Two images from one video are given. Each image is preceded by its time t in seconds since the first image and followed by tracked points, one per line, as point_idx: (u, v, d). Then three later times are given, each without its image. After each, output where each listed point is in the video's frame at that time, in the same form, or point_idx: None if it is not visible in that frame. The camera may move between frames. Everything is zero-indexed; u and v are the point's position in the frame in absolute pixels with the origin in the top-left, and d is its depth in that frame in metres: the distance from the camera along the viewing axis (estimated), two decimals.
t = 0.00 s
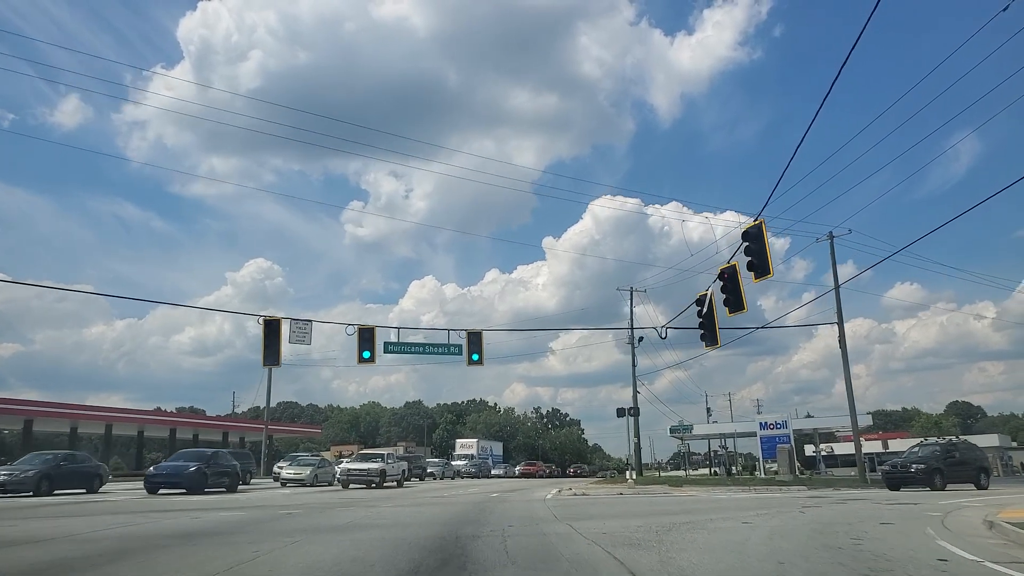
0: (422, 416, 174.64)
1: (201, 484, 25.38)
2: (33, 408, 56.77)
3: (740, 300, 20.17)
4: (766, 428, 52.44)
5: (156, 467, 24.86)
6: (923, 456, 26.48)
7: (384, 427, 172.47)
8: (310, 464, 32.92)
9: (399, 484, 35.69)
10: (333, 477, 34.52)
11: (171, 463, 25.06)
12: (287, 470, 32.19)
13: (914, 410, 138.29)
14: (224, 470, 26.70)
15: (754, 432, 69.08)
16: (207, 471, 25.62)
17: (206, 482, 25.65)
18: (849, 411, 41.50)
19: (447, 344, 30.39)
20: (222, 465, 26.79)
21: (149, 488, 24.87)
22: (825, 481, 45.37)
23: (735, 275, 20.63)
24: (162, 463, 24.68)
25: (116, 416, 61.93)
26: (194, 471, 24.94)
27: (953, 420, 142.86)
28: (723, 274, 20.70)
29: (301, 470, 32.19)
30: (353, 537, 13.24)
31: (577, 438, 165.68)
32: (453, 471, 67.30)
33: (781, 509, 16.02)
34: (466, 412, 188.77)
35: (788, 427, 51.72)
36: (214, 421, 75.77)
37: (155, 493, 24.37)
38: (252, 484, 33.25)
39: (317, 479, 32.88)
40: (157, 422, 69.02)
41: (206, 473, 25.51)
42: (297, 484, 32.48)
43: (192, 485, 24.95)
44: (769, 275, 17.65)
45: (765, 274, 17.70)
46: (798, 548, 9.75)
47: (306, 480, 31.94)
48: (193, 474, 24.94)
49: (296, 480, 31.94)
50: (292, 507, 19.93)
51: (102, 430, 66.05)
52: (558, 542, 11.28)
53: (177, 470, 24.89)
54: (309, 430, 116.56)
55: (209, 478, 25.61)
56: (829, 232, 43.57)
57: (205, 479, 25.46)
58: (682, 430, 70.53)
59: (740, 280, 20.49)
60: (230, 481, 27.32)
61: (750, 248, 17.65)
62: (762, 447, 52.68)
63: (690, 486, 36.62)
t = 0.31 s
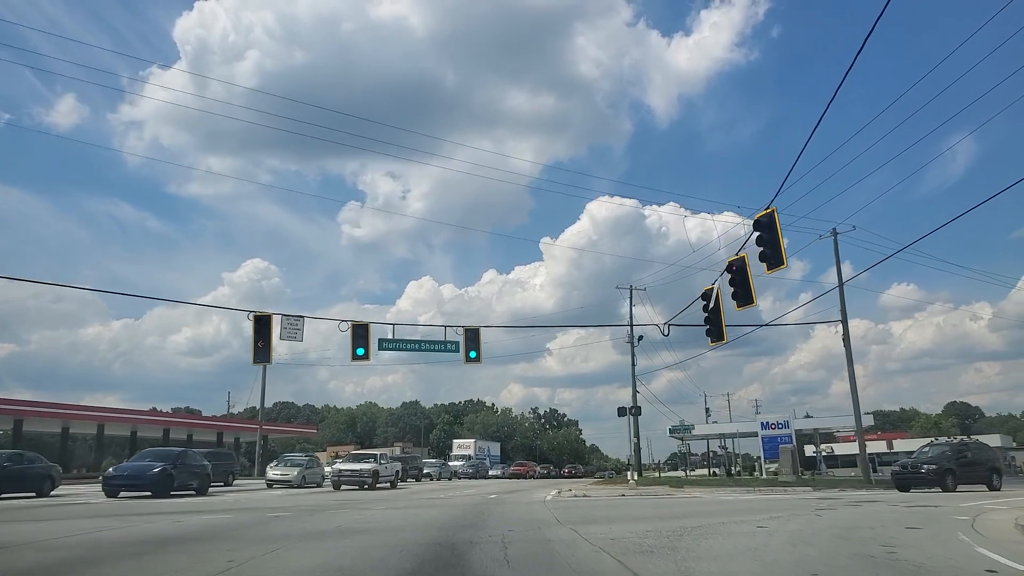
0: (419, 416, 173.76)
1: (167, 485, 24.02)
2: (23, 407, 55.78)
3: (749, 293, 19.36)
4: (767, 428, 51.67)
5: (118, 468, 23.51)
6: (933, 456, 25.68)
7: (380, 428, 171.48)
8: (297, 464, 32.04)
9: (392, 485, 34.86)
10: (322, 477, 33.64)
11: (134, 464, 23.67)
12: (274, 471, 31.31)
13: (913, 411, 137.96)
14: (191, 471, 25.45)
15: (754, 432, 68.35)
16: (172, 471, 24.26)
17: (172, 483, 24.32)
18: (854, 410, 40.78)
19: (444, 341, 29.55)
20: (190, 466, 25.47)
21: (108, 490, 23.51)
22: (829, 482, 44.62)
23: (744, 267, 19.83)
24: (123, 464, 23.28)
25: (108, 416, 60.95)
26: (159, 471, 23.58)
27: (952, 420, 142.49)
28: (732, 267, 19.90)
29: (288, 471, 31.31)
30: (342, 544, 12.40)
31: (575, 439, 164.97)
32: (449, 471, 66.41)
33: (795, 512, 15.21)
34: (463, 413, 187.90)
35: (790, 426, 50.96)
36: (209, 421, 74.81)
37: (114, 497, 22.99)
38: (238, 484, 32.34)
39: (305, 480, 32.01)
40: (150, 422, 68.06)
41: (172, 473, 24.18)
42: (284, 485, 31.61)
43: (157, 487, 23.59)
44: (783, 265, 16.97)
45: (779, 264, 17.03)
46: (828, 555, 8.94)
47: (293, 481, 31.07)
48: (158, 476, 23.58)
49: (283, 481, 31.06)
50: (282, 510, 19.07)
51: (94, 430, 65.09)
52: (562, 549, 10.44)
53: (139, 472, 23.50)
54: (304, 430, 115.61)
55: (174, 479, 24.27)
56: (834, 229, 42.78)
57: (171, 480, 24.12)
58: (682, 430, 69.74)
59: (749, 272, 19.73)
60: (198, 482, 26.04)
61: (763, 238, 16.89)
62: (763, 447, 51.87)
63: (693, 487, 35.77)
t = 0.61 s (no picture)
0: (415, 417, 172.75)
1: (116, 488, 23.07)
2: (9, 407, 54.65)
3: (761, 286, 18.40)
4: (768, 428, 50.81)
5: (60, 470, 22.32)
6: (947, 457, 24.77)
7: (376, 429, 170.31)
8: (281, 465, 31.06)
9: (384, 487, 33.91)
10: (307, 479, 32.67)
11: (81, 465, 22.66)
12: (256, 471, 30.33)
13: (911, 412, 137.31)
14: (146, 473, 24.47)
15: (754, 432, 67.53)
16: (122, 473, 23.35)
17: (123, 487, 23.32)
18: (859, 410, 39.92)
19: (439, 337, 28.59)
20: (146, 468, 24.60)
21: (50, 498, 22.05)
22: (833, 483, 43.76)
23: (755, 258, 18.88)
24: (69, 464, 22.20)
25: (97, 416, 59.82)
26: (106, 472, 22.56)
27: (950, 422, 141.73)
28: (742, 258, 18.96)
29: (271, 472, 30.34)
30: (329, 552, 11.49)
31: (572, 440, 164.11)
32: (445, 472, 65.45)
33: (813, 516, 14.33)
34: (459, 413, 186.97)
35: (792, 427, 50.13)
36: (202, 421, 73.71)
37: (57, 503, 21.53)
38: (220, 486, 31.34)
39: (289, 482, 31.04)
40: (142, 422, 66.96)
41: (121, 475, 23.27)
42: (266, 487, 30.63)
43: (104, 489, 22.52)
44: (797, 255, 16.14)
45: (794, 253, 16.17)
46: (867, 567, 8.10)
47: (276, 483, 30.09)
48: (106, 477, 22.59)
49: (265, 482, 30.08)
50: (268, 514, 18.12)
51: (84, 430, 63.97)
52: (568, 558, 9.58)
53: (85, 473, 22.40)
54: (298, 430, 114.46)
55: (124, 482, 23.30)
56: (838, 225, 41.91)
57: (120, 483, 23.17)
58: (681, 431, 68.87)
59: (761, 264, 18.77)
60: (155, 485, 25.14)
61: (777, 226, 15.98)
62: (765, 448, 51.00)
63: (695, 488, 34.86)
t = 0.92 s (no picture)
0: (410, 417, 171.48)
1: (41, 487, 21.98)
2: None
3: (777, 275, 17.29)
4: (770, 428, 49.74)
5: None
6: (963, 458, 23.70)
7: (371, 429, 168.95)
8: (259, 466, 29.92)
9: (376, 488, 32.80)
10: (288, 480, 31.53)
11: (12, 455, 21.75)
12: (233, 472, 29.19)
13: (909, 414, 136.33)
14: (81, 475, 23.18)
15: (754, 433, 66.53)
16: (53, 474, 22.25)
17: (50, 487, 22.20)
18: (865, 410, 38.90)
19: (435, 332, 27.51)
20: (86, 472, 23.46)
21: None
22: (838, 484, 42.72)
23: (771, 245, 17.83)
24: None
25: (85, 415, 58.57)
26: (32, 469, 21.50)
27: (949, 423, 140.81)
28: (755, 246, 17.87)
29: (248, 473, 29.21)
30: (306, 563, 10.41)
31: (568, 441, 162.99)
32: (440, 473, 64.31)
33: (834, 521, 13.30)
34: (455, 414, 185.74)
35: (794, 427, 49.11)
36: (193, 421, 72.49)
37: None
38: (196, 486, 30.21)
39: (268, 483, 29.91)
40: (131, 422, 65.73)
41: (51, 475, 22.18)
42: (244, 489, 29.50)
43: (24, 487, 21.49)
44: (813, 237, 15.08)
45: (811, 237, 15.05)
46: None
47: (253, 484, 28.95)
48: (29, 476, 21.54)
49: (243, 484, 28.93)
50: (250, 517, 17.04)
51: (72, 430, 62.72)
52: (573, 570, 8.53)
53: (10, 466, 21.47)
54: (290, 430, 113.13)
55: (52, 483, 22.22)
56: (845, 220, 40.86)
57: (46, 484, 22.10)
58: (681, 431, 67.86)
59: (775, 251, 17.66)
60: (94, 490, 23.92)
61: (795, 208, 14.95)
62: (767, 449, 49.97)
63: (698, 490, 33.79)
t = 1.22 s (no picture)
0: (404, 417, 169.94)
1: None
2: None
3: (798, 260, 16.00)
4: (772, 428, 48.52)
5: None
6: (988, 457, 22.40)
7: (364, 429, 167.39)
8: (228, 466, 28.54)
9: (364, 490, 31.46)
10: (260, 482, 30.17)
11: None
12: (199, 475, 27.73)
13: (907, 414, 135.44)
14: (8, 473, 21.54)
15: (753, 432, 65.38)
16: None
17: None
18: (872, 408, 37.73)
19: (427, 325, 26.15)
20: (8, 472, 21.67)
21: None
22: (844, 485, 41.42)
23: (791, 230, 16.37)
24: None
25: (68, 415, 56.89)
26: None
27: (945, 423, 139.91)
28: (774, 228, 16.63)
29: (216, 474, 27.80)
30: None
31: (563, 441, 161.76)
32: (434, 474, 62.95)
33: (868, 527, 12.04)
34: (448, 414, 184.36)
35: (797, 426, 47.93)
36: (181, 421, 70.85)
37: None
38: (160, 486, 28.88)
39: (238, 484, 28.56)
40: (117, 422, 64.06)
41: None
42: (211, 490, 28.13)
43: None
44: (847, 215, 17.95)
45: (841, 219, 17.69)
46: None
47: (221, 486, 27.57)
48: None
49: (209, 486, 27.51)
50: (225, 523, 15.70)
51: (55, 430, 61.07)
52: None
53: None
54: (282, 430, 111.44)
55: None
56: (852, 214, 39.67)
57: None
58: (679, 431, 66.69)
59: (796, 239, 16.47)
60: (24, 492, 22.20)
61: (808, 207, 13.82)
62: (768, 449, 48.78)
63: (701, 492, 32.53)
